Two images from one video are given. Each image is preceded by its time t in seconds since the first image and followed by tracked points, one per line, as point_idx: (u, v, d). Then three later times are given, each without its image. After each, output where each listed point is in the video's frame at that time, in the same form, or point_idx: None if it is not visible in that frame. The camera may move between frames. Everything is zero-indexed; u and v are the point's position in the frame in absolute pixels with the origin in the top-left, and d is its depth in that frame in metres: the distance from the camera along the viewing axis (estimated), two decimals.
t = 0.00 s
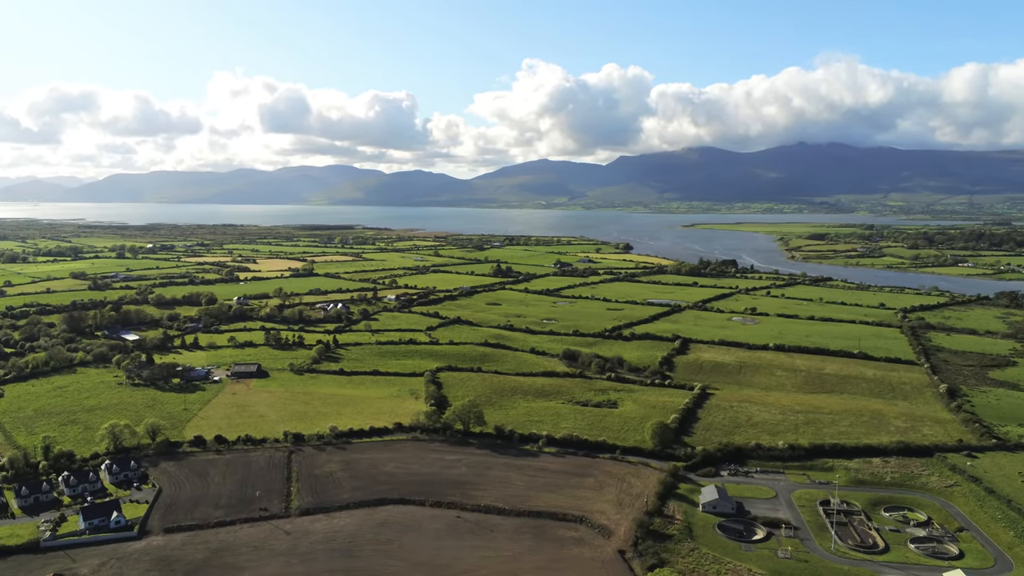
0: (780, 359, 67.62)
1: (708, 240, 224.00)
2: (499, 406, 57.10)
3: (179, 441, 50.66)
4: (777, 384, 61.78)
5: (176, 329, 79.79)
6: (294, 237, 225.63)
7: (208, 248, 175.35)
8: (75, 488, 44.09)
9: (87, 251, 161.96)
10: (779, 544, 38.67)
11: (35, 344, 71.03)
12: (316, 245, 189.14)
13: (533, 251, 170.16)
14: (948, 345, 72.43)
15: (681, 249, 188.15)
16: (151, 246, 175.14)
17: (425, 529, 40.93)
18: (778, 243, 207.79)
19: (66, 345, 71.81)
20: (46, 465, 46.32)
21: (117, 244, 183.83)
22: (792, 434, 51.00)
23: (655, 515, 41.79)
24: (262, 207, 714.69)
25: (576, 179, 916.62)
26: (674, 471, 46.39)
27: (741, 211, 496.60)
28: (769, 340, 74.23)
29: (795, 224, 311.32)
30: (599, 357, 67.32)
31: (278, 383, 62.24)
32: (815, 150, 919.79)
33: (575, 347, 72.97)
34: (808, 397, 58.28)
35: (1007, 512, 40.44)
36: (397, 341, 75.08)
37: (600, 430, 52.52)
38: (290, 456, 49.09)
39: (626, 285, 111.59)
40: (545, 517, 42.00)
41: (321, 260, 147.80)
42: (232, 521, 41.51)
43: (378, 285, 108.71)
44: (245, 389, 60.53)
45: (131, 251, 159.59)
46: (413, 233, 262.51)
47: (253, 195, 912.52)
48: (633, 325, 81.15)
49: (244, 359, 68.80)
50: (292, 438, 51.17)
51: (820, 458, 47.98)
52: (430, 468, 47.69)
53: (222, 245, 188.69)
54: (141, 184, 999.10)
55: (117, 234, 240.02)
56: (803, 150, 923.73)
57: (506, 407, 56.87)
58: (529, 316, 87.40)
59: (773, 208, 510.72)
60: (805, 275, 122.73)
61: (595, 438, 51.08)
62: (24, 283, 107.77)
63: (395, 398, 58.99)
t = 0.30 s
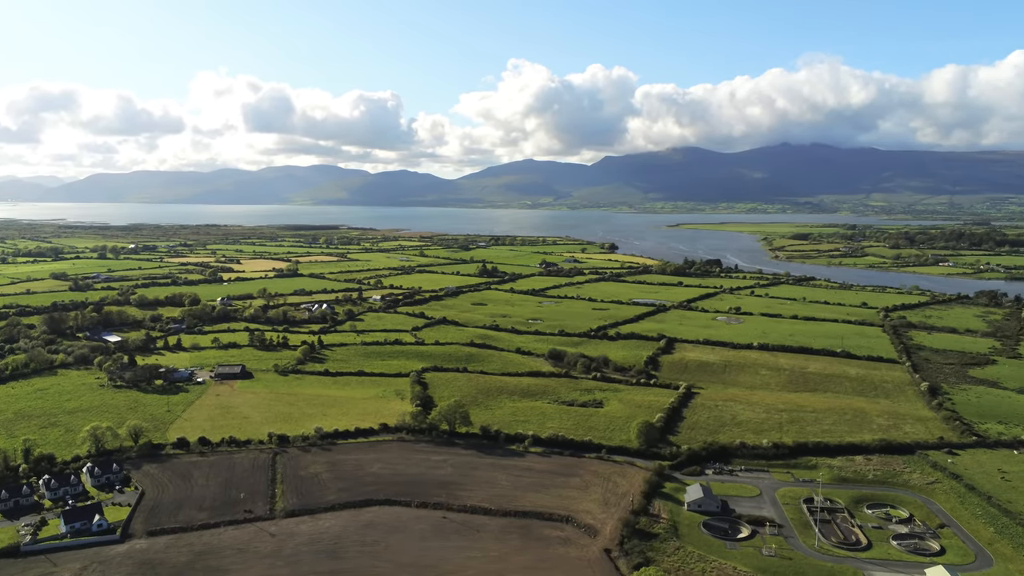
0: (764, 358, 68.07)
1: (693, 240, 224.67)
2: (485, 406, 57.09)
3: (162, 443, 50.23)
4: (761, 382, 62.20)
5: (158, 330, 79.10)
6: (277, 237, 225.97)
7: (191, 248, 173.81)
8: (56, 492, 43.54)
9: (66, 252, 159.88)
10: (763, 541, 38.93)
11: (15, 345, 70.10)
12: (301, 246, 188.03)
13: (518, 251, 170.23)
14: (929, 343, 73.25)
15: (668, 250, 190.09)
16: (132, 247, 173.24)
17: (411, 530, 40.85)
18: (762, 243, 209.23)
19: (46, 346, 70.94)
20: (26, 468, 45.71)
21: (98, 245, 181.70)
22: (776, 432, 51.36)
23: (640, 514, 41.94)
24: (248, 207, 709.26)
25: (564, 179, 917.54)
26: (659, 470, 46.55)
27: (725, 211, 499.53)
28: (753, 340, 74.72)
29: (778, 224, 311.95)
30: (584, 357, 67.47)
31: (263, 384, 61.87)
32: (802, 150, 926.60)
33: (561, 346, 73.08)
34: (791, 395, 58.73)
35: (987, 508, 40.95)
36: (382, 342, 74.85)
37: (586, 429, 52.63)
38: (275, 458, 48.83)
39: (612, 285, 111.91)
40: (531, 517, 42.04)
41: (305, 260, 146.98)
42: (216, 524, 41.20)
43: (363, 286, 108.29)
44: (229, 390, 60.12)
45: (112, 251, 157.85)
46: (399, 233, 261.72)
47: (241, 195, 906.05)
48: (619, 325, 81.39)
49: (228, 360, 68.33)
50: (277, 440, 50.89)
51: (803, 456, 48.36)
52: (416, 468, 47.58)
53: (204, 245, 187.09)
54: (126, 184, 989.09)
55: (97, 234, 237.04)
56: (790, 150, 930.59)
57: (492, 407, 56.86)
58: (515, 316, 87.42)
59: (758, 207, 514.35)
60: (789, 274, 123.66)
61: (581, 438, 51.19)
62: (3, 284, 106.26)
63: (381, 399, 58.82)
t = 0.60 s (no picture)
0: (748, 357, 68.52)
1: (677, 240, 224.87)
2: (471, 407, 57.05)
3: (145, 445, 49.77)
4: (745, 381, 62.59)
5: (141, 331, 78.42)
6: (265, 236, 228.47)
7: (173, 249, 172.19)
8: (36, 495, 42.99)
9: (46, 252, 157.86)
10: (748, 539, 39.15)
11: None
12: (285, 246, 186.82)
13: (504, 251, 170.19)
14: (911, 342, 74.03)
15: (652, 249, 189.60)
16: (114, 247, 171.30)
17: (398, 531, 40.71)
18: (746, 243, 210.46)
19: (26, 348, 70.06)
20: (6, 472, 45.09)
21: (78, 245, 179.46)
22: (760, 431, 51.70)
23: (626, 513, 42.05)
24: (235, 207, 703.54)
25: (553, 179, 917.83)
26: (645, 469, 46.70)
27: (710, 211, 502.21)
28: (738, 339, 75.17)
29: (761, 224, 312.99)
30: (570, 356, 67.59)
31: (247, 385, 61.46)
32: (789, 150, 933.02)
33: (547, 346, 73.13)
34: (775, 394, 59.16)
35: (968, 504, 41.42)
36: (367, 342, 74.58)
37: (572, 429, 52.71)
38: (259, 459, 48.54)
39: (597, 285, 112.16)
40: (517, 517, 42.04)
41: (290, 261, 146.01)
42: (200, 526, 40.85)
43: (348, 286, 107.87)
44: (213, 392, 59.66)
45: (93, 252, 156.00)
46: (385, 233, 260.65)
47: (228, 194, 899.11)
48: (605, 324, 81.59)
49: (212, 361, 67.80)
50: (261, 441, 50.58)
51: (787, 454, 48.69)
52: (402, 469, 47.45)
53: (187, 245, 185.30)
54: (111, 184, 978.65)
55: (77, 234, 234.04)
56: (778, 150, 936.88)
57: (479, 407, 56.82)
58: (501, 317, 87.42)
59: (743, 207, 517.18)
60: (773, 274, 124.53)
61: (567, 438, 51.27)
62: None
63: (367, 400, 58.59)
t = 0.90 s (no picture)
0: (732, 356, 68.97)
1: (663, 240, 225.64)
2: (457, 407, 57.00)
3: (128, 447, 49.34)
4: (730, 380, 62.97)
5: (123, 333, 77.73)
6: (248, 236, 228.01)
7: (155, 250, 170.57)
8: (17, 499, 42.47)
9: (24, 253, 155.76)
10: (733, 538, 39.38)
11: None
12: (269, 246, 185.66)
13: (490, 251, 170.04)
14: (893, 341, 74.80)
15: (638, 249, 190.02)
16: (94, 248, 169.26)
17: (383, 532, 40.61)
18: (731, 243, 211.62)
19: (5, 350, 69.20)
20: None
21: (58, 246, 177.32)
22: (744, 430, 52.05)
23: (612, 512, 42.17)
24: (221, 207, 697.97)
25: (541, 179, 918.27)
26: (631, 468, 46.88)
27: (695, 211, 504.98)
28: (723, 338, 75.66)
29: (744, 224, 314.29)
30: (556, 356, 67.72)
31: (231, 386, 61.10)
32: (777, 150, 939.08)
33: (533, 346, 73.24)
34: (760, 393, 59.56)
35: (949, 501, 41.90)
36: (352, 343, 74.32)
37: (558, 429, 52.80)
38: (244, 461, 48.25)
39: (583, 285, 112.43)
40: (504, 516, 42.04)
41: (274, 261, 145.14)
42: (183, 529, 40.53)
43: (332, 287, 107.45)
44: (196, 393, 59.24)
45: (74, 253, 154.17)
46: (370, 233, 259.68)
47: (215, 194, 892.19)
48: (591, 324, 81.80)
49: (196, 363, 67.30)
50: (245, 443, 50.28)
51: (771, 453, 49.03)
52: (387, 470, 47.33)
53: (169, 246, 183.55)
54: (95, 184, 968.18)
55: (56, 234, 230.94)
56: (766, 151, 943.01)
57: (464, 408, 56.79)
58: (487, 317, 87.41)
59: (728, 207, 520.44)
60: (757, 274, 125.43)
61: (553, 437, 51.36)
62: None
63: (352, 400, 58.41)
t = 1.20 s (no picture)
0: (717, 356, 69.39)
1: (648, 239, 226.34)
2: (443, 407, 56.94)
3: (110, 450, 48.87)
4: (715, 379, 63.33)
5: (105, 334, 77.01)
6: (231, 236, 227.87)
7: (137, 250, 168.99)
8: None
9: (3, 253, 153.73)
10: (718, 536, 39.57)
11: None
12: (253, 246, 184.41)
13: (475, 251, 169.95)
14: (875, 339, 75.57)
15: (623, 249, 190.41)
16: (75, 248, 167.31)
17: (369, 533, 40.44)
18: (715, 242, 212.79)
19: None
20: None
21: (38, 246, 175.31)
22: (729, 428, 52.38)
23: (598, 511, 42.26)
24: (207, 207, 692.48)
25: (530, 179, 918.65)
26: (617, 467, 47.02)
27: (679, 211, 508.52)
28: (708, 337, 76.10)
29: (729, 224, 315.98)
30: (542, 356, 67.82)
31: (215, 388, 60.72)
32: (764, 151, 945.40)
33: (519, 346, 73.29)
34: (744, 392, 59.93)
35: (931, 497, 42.34)
36: (338, 343, 74.03)
37: (544, 428, 52.87)
38: (228, 463, 47.93)
39: (570, 285, 112.62)
40: (490, 517, 42.01)
41: (258, 262, 144.16)
42: (167, 532, 40.16)
43: (317, 288, 106.98)
44: (180, 395, 58.80)
45: (55, 254, 152.37)
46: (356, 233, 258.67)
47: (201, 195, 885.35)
48: (577, 324, 81.97)
49: (179, 364, 66.80)
50: (230, 445, 49.95)
51: (756, 451, 49.35)
52: (373, 471, 47.18)
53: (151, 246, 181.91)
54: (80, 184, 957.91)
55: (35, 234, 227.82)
56: (753, 151, 949.01)
57: (450, 408, 56.74)
58: (473, 317, 87.36)
59: (713, 207, 523.45)
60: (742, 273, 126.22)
61: (539, 437, 51.42)
62: None
63: (338, 401, 58.20)
